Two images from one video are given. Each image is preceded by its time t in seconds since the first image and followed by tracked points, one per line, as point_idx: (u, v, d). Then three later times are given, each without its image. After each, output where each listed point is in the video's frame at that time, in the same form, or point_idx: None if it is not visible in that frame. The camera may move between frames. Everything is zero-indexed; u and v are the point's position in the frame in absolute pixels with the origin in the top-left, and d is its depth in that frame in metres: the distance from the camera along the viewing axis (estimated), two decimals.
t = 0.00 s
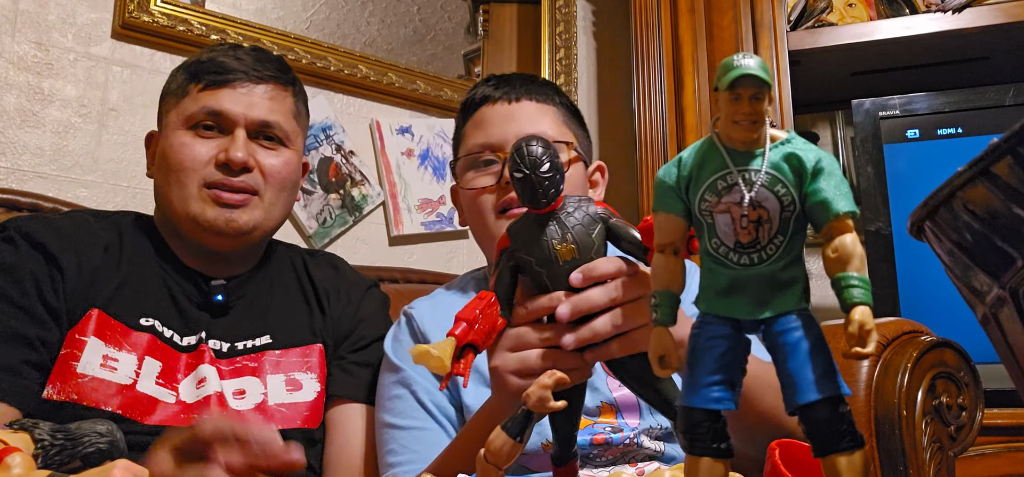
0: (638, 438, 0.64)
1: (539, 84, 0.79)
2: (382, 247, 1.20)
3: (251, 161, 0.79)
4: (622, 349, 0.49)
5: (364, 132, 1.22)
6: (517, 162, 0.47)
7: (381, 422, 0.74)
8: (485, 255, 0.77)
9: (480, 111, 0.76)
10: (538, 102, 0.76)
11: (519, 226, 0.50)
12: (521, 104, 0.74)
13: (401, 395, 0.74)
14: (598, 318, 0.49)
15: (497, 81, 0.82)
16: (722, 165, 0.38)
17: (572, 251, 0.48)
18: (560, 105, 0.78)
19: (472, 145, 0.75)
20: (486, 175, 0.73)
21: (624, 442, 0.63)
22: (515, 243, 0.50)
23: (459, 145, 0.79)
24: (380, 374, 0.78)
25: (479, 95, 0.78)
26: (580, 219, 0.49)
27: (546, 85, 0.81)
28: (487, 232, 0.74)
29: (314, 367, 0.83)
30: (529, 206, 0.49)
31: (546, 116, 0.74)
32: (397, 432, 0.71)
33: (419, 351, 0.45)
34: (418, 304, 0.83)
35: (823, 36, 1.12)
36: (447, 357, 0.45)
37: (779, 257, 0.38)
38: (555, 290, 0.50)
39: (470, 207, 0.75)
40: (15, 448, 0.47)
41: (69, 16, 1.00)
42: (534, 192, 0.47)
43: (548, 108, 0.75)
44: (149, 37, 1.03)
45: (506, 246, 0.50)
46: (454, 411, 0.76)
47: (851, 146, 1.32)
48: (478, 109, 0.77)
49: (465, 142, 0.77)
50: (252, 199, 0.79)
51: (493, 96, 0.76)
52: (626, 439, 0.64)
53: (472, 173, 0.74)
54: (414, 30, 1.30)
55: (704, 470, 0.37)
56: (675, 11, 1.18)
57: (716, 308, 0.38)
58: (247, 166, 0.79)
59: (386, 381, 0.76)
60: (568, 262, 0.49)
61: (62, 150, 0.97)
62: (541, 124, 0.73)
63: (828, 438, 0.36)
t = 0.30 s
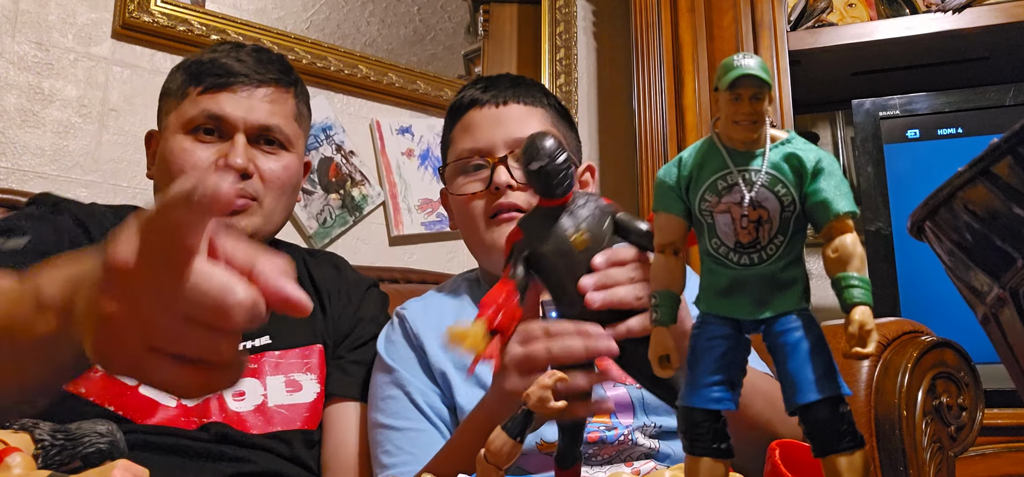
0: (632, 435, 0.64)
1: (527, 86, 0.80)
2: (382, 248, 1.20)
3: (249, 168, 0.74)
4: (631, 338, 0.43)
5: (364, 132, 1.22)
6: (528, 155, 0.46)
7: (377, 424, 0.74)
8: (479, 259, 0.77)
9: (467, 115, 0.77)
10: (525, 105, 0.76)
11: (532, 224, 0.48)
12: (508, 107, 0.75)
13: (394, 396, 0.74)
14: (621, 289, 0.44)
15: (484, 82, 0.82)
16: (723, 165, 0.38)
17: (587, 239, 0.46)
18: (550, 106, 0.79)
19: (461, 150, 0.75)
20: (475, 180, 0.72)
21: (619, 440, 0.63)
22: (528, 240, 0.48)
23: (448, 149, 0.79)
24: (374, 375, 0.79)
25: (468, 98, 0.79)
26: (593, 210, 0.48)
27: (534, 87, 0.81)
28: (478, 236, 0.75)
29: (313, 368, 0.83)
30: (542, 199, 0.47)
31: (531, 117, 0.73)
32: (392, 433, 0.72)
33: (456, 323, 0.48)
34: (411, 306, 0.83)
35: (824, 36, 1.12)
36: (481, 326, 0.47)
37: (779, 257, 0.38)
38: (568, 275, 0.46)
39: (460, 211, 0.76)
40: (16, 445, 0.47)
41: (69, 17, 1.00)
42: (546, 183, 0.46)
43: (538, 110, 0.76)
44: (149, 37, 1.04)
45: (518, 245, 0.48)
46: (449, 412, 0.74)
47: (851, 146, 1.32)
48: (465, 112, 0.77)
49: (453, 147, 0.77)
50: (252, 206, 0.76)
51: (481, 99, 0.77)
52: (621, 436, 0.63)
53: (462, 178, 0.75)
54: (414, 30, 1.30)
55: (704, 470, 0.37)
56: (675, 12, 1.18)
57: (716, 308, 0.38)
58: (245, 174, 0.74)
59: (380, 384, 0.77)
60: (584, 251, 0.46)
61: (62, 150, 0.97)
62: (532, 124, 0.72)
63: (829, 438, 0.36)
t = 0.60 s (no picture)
0: (633, 433, 0.64)
1: (531, 86, 0.79)
2: (382, 248, 1.20)
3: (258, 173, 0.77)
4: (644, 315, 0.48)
5: (364, 132, 1.22)
6: (549, 133, 0.49)
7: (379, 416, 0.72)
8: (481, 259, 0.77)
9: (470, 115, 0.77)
10: (530, 105, 0.76)
11: (548, 200, 0.50)
12: (513, 107, 0.75)
13: (398, 387, 0.73)
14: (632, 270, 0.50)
15: (487, 83, 0.81)
16: (723, 166, 0.38)
17: (603, 215, 0.50)
18: (553, 106, 0.79)
19: (464, 151, 0.75)
20: (478, 181, 0.73)
21: (619, 439, 0.64)
22: (549, 211, 0.49)
23: (453, 146, 0.78)
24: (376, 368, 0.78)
25: (470, 98, 0.78)
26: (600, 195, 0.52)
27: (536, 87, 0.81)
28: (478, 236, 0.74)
29: (322, 370, 0.83)
30: (558, 177, 0.50)
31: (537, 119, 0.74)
32: (397, 423, 0.70)
33: (513, 241, 0.43)
34: (412, 301, 0.83)
35: (824, 36, 1.12)
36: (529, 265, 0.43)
37: (779, 257, 0.38)
38: (587, 247, 0.50)
39: (462, 212, 0.75)
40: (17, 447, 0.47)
41: (70, 17, 1.00)
42: (566, 157, 0.49)
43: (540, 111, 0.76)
44: (149, 38, 1.04)
45: (540, 215, 0.50)
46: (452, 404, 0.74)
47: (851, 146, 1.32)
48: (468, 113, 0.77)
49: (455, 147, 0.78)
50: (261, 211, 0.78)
51: (484, 99, 0.77)
52: (621, 435, 0.64)
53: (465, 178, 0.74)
54: (414, 30, 1.30)
55: (704, 471, 0.37)
56: (675, 11, 1.18)
57: (716, 308, 0.38)
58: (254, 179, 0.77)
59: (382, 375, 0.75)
60: (602, 225, 0.50)
61: (62, 149, 0.97)
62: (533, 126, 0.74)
63: (830, 438, 0.36)
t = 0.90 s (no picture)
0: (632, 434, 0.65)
1: (533, 86, 0.79)
2: (382, 248, 1.20)
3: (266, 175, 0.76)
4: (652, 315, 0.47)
5: (364, 132, 1.22)
6: (569, 121, 0.48)
7: (388, 409, 0.72)
8: (481, 260, 0.77)
9: (471, 114, 0.77)
10: (531, 105, 0.76)
11: (565, 191, 0.50)
12: (515, 107, 0.75)
13: (408, 379, 0.73)
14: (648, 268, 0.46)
15: (489, 81, 0.82)
16: (723, 165, 0.38)
17: (620, 210, 0.50)
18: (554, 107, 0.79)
19: (464, 150, 0.75)
20: (478, 180, 0.73)
21: (618, 439, 0.64)
22: (565, 203, 0.49)
23: (453, 146, 0.78)
24: (380, 363, 0.77)
25: (471, 97, 0.78)
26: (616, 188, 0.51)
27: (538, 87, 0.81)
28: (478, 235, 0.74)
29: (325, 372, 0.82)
30: (576, 167, 0.49)
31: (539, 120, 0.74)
32: (412, 412, 0.70)
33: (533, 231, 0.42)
34: (412, 299, 0.83)
35: (824, 36, 1.12)
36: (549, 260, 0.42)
37: (779, 257, 0.38)
38: (602, 242, 0.49)
39: (462, 211, 0.75)
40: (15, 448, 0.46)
41: (70, 17, 1.00)
42: (586, 146, 0.48)
43: (541, 113, 0.76)
44: (149, 38, 1.04)
45: (555, 205, 0.49)
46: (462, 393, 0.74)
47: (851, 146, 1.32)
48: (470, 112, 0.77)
49: (456, 146, 0.78)
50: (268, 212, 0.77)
51: (486, 98, 0.77)
52: (621, 436, 0.65)
53: (466, 177, 0.74)
54: (414, 30, 1.30)
55: (704, 471, 0.37)
56: (675, 11, 1.19)
57: (716, 308, 0.38)
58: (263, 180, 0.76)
59: (388, 368, 0.75)
60: (619, 220, 0.49)
61: (62, 150, 0.97)
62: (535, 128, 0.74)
63: (830, 439, 0.36)
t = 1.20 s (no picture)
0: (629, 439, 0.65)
1: (531, 86, 0.79)
2: (382, 247, 1.20)
3: (253, 176, 0.76)
4: (638, 304, 0.48)
5: (364, 132, 1.22)
6: (550, 113, 0.49)
7: (390, 406, 0.72)
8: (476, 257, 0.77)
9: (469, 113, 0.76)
10: (530, 104, 0.76)
11: (547, 183, 0.51)
12: (513, 107, 0.74)
13: (407, 374, 0.73)
14: (632, 256, 0.48)
15: (487, 81, 0.82)
16: (723, 165, 0.38)
17: (604, 199, 0.51)
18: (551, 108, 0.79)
19: (462, 149, 0.75)
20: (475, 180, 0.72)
21: (615, 444, 0.64)
22: (548, 192, 0.50)
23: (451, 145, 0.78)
24: (380, 362, 0.77)
25: (469, 97, 0.78)
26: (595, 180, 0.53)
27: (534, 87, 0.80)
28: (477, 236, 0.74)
29: (312, 369, 0.80)
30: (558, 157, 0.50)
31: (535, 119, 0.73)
32: (417, 406, 0.69)
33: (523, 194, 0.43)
34: (408, 299, 0.83)
35: (824, 36, 1.12)
36: (533, 224, 0.43)
37: (780, 257, 0.38)
38: (586, 229, 0.50)
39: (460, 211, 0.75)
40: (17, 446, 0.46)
41: (70, 17, 1.00)
42: (567, 135, 0.48)
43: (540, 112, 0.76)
44: (149, 38, 1.04)
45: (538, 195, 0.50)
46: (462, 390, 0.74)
47: (851, 146, 1.32)
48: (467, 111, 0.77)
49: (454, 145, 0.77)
50: (253, 213, 0.77)
51: (483, 98, 0.76)
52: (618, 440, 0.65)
53: (462, 176, 0.74)
54: (414, 30, 1.30)
55: (704, 471, 0.37)
56: (675, 11, 1.19)
57: (716, 308, 0.38)
58: (249, 182, 0.76)
59: (387, 364, 0.75)
60: (602, 209, 0.51)
61: (62, 149, 0.97)
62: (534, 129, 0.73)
63: (830, 438, 0.36)
